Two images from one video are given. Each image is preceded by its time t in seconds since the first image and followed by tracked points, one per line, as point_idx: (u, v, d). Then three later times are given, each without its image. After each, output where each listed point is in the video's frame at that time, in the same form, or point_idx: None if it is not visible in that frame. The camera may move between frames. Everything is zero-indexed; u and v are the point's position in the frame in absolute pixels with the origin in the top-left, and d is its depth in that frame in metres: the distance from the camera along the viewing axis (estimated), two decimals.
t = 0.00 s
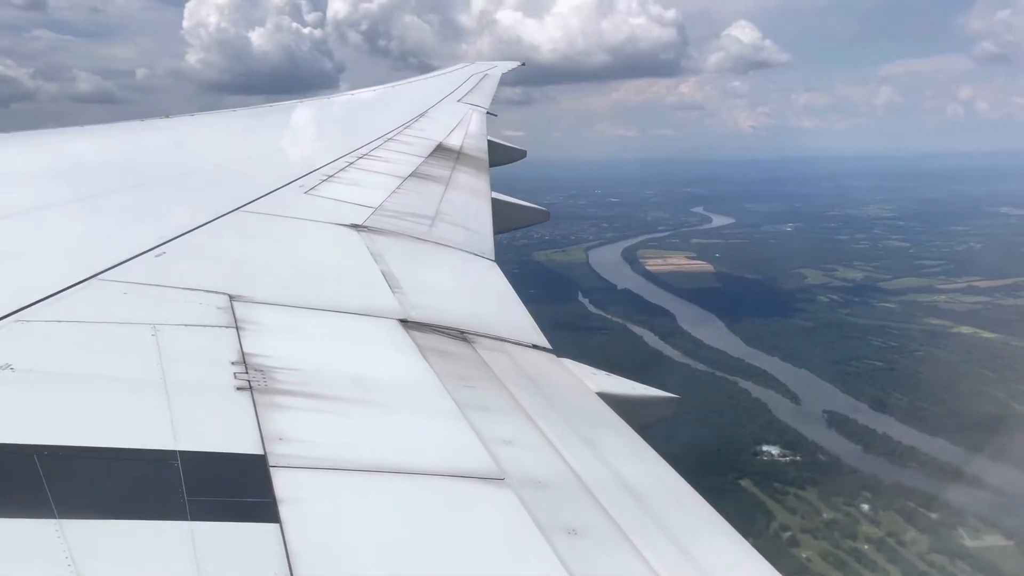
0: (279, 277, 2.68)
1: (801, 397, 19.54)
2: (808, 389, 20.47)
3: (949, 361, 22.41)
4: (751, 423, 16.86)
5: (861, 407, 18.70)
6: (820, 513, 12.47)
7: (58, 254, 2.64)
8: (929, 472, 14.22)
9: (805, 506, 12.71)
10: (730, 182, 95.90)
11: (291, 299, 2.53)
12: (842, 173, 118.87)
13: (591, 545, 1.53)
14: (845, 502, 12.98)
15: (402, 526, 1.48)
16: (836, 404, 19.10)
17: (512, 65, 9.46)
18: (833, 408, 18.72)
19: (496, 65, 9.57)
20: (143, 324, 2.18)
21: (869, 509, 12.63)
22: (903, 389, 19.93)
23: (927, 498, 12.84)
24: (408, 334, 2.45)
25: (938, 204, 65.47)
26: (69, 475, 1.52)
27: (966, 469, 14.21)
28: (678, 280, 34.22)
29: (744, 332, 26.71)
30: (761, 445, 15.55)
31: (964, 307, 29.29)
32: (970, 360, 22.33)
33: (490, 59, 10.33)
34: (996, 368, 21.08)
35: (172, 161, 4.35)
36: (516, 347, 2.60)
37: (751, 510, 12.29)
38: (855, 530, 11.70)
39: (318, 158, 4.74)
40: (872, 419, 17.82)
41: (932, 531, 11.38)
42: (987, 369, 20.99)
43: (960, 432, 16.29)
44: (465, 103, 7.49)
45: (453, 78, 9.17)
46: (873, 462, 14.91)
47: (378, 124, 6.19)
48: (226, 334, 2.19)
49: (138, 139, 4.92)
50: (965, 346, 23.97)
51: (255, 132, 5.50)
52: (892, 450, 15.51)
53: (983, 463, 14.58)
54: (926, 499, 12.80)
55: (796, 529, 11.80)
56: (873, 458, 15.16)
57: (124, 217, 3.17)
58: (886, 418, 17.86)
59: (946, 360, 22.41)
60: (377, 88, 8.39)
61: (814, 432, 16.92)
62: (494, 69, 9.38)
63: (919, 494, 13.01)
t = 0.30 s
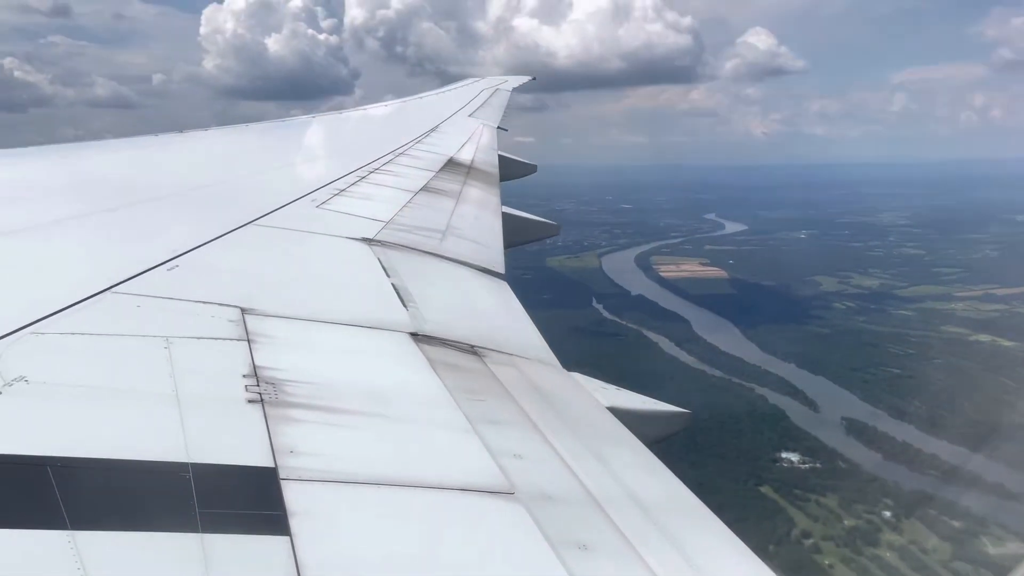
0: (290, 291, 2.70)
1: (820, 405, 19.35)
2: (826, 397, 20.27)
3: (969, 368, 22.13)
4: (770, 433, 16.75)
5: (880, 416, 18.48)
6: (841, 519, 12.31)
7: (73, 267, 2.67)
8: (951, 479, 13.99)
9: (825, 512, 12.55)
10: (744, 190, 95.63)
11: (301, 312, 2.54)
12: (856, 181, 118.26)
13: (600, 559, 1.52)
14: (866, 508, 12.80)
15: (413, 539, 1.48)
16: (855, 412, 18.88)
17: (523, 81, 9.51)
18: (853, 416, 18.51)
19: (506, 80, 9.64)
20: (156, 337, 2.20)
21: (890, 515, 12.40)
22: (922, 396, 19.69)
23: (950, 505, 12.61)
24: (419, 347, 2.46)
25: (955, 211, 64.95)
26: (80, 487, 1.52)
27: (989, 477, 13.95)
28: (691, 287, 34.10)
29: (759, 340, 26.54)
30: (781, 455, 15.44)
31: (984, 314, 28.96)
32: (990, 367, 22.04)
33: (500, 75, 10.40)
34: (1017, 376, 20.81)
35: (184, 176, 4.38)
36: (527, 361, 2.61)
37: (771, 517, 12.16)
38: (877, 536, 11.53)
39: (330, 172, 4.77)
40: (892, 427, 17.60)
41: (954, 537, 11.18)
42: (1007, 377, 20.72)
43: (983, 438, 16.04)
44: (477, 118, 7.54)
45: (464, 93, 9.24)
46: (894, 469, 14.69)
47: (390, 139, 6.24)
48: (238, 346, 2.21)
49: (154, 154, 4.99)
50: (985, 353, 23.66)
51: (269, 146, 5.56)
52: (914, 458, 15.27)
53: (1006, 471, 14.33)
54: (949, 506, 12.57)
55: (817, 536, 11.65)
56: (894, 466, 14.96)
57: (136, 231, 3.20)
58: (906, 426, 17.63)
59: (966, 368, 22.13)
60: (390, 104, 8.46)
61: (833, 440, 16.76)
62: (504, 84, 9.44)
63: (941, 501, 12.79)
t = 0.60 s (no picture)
0: (293, 288, 2.69)
1: (830, 400, 19.30)
2: (835, 391, 20.20)
3: (977, 365, 22.05)
4: (780, 428, 16.72)
5: (890, 411, 18.41)
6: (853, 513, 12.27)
7: (78, 264, 2.67)
8: (962, 473, 13.93)
9: (837, 506, 12.50)
10: (750, 185, 95.36)
11: (305, 310, 2.54)
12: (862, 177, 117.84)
13: (605, 560, 1.51)
14: (878, 503, 12.72)
15: (419, 539, 1.48)
16: (865, 407, 18.82)
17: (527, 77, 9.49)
18: (864, 410, 18.45)
19: (511, 76, 9.62)
20: (160, 335, 2.20)
21: (902, 511, 12.32)
22: (929, 392, 19.63)
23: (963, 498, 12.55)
24: (424, 346, 2.45)
25: (962, 207, 64.69)
26: (84, 486, 1.52)
27: (1001, 472, 13.88)
28: (697, 282, 34.04)
29: (765, 336, 26.50)
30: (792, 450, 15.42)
31: (992, 311, 28.86)
32: (998, 363, 21.96)
33: (505, 71, 10.37)
34: None
35: (190, 173, 4.38)
36: (531, 359, 2.60)
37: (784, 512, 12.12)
38: (890, 531, 11.48)
39: (334, 170, 4.77)
40: (901, 422, 17.54)
41: (966, 530, 11.13)
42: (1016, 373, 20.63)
43: (991, 435, 15.98)
44: (481, 114, 7.52)
45: (469, 89, 9.22)
46: (906, 464, 14.64)
47: (395, 136, 6.23)
48: (242, 344, 2.21)
49: (159, 151, 4.99)
50: (993, 349, 23.57)
51: (274, 144, 5.56)
52: (925, 453, 15.20)
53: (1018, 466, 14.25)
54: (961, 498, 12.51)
55: (830, 530, 11.62)
56: (905, 461, 14.90)
57: (141, 229, 3.20)
58: (915, 421, 17.56)
59: (973, 365, 22.06)
60: (396, 99, 8.45)
61: (843, 434, 16.68)
62: (508, 80, 9.42)
63: (953, 495, 12.73)
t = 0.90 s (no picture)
0: (293, 282, 2.68)
1: (837, 392, 19.31)
2: (842, 383, 20.20)
3: (983, 358, 22.01)
4: (789, 419, 16.74)
5: (898, 404, 18.41)
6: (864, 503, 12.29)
7: (80, 257, 2.67)
8: (972, 465, 13.93)
9: (848, 496, 12.52)
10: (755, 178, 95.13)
11: (306, 304, 2.53)
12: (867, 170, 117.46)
13: (605, 555, 1.50)
14: (888, 494, 12.73)
15: (418, 534, 1.47)
16: (873, 399, 18.82)
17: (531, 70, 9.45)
18: (872, 403, 18.46)
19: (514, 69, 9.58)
20: (161, 328, 2.19)
21: (913, 502, 12.36)
22: (935, 385, 19.61)
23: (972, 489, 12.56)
24: (424, 340, 2.44)
25: (969, 201, 64.44)
26: (82, 479, 1.51)
27: (1010, 466, 13.87)
28: (701, 275, 33.99)
29: (769, 328, 26.49)
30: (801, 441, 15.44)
31: (999, 304, 28.79)
32: (1004, 357, 21.93)
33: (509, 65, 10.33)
34: None
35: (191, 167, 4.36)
36: (533, 354, 2.59)
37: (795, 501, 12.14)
38: (901, 522, 11.50)
39: (335, 163, 4.75)
40: (909, 414, 17.54)
41: (976, 522, 11.14)
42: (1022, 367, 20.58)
43: (997, 429, 15.96)
44: (485, 108, 7.49)
45: (473, 83, 9.19)
46: (915, 457, 14.66)
47: (398, 130, 6.21)
48: (243, 338, 2.20)
49: (163, 143, 4.98)
50: (999, 342, 23.52)
51: (276, 137, 5.53)
52: (934, 445, 15.21)
53: None
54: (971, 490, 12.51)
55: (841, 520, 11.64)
56: (913, 453, 14.92)
57: (142, 222, 3.18)
58: (923, 414, 17.55)
59: (979, 358, 22.02)
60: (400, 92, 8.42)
61: (852, 426, 16.70)
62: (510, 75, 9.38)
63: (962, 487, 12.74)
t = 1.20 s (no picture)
0: (301, 280, 2.69)
1: (851, 389, 19.20)
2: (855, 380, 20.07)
3: (997, 356, 21.81)
4: (804, 416, 16.66)
5: (912, 401, 18.28)
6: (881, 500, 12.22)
7: (90, 253, 2.69)
8: (989, 463, 13.81)
9: (865, 493, 12.43)
10: (766, 176, 94.57)
11: (315, 301, 2.54)
12: (880, 168, 116.56)
13: (612, 554, 1.51)
14: (904, 491, 12.64)
15: (425, 531, 1.47)
16: (887, 397, 18.69)
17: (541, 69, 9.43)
18: (887, 400, 18.34)
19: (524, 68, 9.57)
20: (170, 324, 2.21)
21: (930, 499, 12.28)
22: (949, 383, 19.45)
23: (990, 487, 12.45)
24: (431, 338, 2.45)
25: (985, 199, 63.82)
26: (91, 475, 1.53)
27: None
28: (712, 272, 33.85)
29: (780, 325, 26.38)
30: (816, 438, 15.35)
31: (1013, 302, 28.51)
32: (1018, 357, 21.72)
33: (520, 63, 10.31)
34: None
35: (203, 164, 4.39)
36: (539, 353, 2.59)
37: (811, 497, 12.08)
38: (919, 518, 11.41)
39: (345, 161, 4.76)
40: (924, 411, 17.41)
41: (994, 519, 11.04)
42: None
43: (1011, 427, 15.81)
44: (495, 107, 7.48)
45: (484, 80, 9.19)
46: (931, 454, 14.56)
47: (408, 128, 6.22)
48: (252, 334, 2.22)
49: (174, 140, 5.00)
50: (1014, 341, 23.30)
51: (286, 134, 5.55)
52: (950, 443, 15.09)
53: None
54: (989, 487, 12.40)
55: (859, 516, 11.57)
56: (929, 451, 14.81)
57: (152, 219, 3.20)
58: (937, 411, 17.42)
59: (993, 356, 21.82)
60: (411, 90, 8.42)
61: (867, 423, 16.61)
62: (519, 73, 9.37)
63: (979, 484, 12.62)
